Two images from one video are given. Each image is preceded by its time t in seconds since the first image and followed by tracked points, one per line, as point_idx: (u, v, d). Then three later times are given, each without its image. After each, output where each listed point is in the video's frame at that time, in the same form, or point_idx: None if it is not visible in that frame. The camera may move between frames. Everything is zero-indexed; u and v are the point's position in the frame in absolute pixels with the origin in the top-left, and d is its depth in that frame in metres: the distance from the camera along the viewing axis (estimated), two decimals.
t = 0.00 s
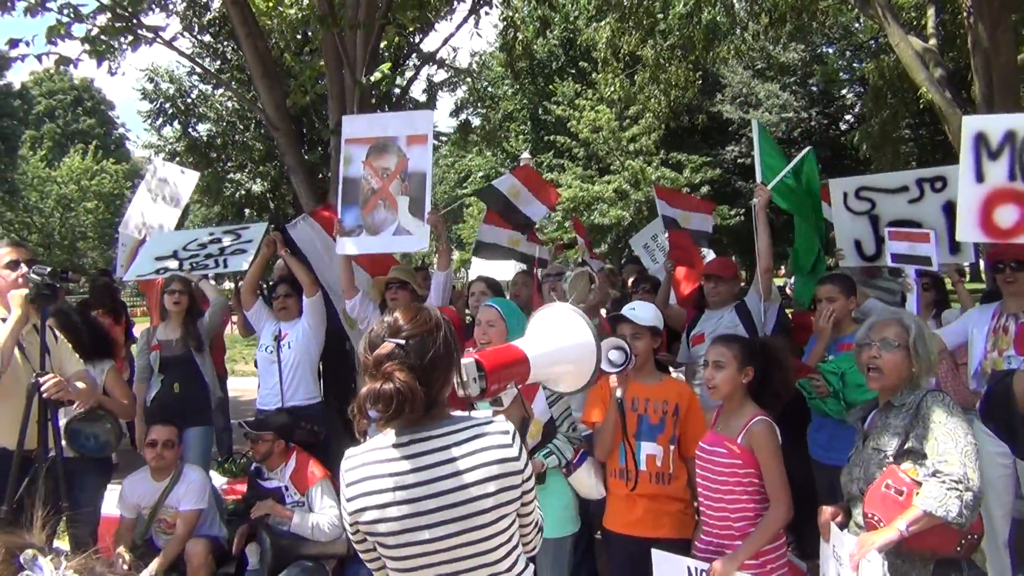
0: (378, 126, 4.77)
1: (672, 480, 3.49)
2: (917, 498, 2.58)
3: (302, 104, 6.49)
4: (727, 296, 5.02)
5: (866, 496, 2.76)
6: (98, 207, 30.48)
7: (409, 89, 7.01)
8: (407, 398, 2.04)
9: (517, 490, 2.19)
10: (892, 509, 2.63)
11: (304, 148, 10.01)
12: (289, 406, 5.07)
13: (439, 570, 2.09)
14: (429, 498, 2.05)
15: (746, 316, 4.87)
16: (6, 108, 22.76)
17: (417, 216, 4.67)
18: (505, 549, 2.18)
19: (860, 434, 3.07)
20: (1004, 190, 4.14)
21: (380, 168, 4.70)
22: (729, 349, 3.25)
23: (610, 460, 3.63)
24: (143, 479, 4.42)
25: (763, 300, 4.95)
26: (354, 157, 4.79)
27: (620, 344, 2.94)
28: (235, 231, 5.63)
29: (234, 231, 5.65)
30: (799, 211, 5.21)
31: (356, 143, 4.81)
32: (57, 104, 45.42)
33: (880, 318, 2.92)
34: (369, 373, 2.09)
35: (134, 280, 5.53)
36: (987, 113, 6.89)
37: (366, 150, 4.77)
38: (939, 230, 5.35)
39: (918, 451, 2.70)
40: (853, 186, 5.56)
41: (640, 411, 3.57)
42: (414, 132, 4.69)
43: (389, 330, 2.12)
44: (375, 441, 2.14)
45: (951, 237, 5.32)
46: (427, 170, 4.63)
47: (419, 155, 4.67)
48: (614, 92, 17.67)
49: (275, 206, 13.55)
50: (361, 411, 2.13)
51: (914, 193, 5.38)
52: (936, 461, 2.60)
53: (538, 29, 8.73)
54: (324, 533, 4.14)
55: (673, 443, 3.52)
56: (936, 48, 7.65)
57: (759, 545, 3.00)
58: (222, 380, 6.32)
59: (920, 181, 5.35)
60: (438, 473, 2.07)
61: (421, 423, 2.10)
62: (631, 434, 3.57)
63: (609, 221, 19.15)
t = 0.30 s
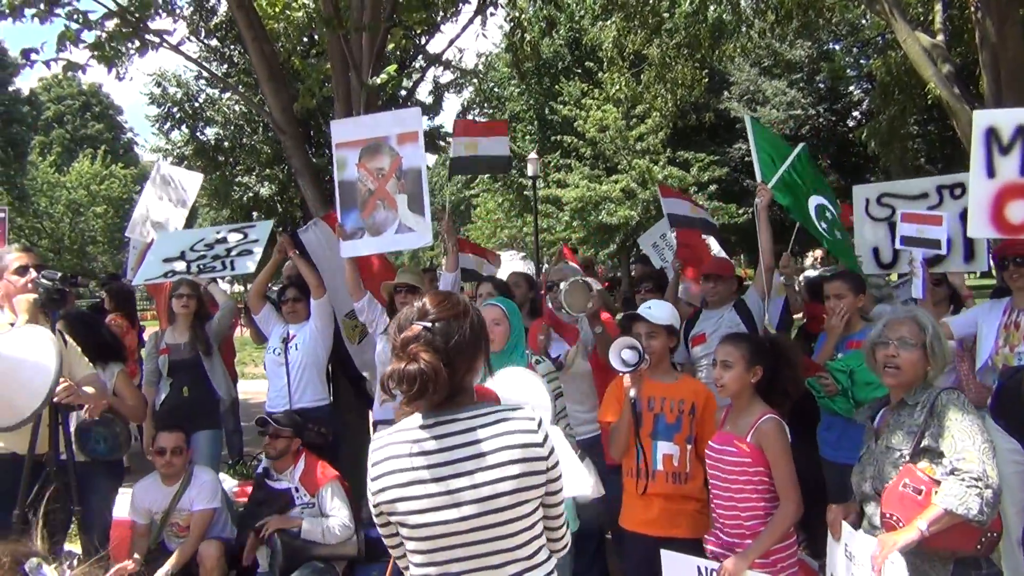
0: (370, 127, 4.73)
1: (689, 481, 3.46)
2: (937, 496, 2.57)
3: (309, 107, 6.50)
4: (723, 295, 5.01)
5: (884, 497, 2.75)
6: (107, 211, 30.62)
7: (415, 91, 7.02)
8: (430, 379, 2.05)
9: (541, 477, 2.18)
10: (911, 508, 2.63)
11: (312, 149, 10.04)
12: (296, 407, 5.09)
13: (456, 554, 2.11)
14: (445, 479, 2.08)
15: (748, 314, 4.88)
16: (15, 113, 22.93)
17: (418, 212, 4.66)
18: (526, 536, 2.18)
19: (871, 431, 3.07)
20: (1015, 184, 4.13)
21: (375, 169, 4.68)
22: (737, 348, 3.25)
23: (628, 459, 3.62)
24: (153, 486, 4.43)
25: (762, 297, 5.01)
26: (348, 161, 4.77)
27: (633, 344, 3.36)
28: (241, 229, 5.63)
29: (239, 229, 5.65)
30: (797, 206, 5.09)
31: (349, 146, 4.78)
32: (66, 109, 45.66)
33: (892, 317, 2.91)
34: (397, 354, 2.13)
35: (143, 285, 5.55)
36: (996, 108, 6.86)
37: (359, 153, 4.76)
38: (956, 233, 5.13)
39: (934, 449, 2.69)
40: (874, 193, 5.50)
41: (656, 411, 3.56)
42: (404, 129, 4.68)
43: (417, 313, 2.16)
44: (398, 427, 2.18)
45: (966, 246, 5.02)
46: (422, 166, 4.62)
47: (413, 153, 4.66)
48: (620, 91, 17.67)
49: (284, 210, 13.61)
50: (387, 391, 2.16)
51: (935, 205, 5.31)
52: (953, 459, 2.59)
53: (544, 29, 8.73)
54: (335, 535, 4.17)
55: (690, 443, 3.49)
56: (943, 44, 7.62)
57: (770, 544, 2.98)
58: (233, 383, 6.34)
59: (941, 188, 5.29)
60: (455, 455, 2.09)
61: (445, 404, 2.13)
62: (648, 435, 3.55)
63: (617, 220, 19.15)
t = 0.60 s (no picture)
0: (369, 127, 4.72)
1: (709, 480, 3.45)
2: (953, 493, 2.56)
3: (317, 109, 6.52)
4: (727, 294, 5.00)
5: (898, 496, 2.74)
6: (117, 215, 30.78)
7: (422, 92, 7.03)
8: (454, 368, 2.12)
9: (561, 474, 2.19)
10: (927, 507, 2.61)
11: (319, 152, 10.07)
12: (304, 410, 5.09)
13: (474, 548, 2.11)
14: (460, 473, 2.10)
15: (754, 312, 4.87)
16: (25, 119, 23.08)
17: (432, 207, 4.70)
18: (546, 533, 2.17)
19: (883, 429, 3.06)
20: None
21: (381, 169, 4.68)
22: (747, 347, 3.23)
23: (649, 459, 3.62)
24: (165, 489, 4.45)
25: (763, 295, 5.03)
26: (351, 162, 4.74)
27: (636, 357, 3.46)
28: (246, 226, 5.63)
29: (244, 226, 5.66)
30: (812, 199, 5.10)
31: (351, 148, 4.74)
32: (75, 114, 45.91)
33: (904, 315, 2.89)
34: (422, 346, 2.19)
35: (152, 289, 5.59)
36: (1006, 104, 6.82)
37: (361, 153, 4.73)
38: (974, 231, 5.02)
39: (948, 447, 2.68)
40: (891, 194, 5.45)
41: (676, 411, 3.55)
42: (405, 128, 4.73)
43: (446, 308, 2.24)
44: (421, 423, 2.22)
45: (987, 244, 4.92)
46: (428, 162, 4.69)
47: (416, 151, 4.72)
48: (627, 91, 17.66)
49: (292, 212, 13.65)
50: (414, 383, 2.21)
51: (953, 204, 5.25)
52: (968, 456, 2.58)
53: (550, 29, 8.72)
54: (347, 535, 4.20)
55: (711, 442, 3.47)
56: (952, 39, 7.58)
57: (784, 542, 2.98)
58: (243, 385, 6.36)
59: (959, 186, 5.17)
60: (473, 449, 2.12)
61: (468, 397, 2.18)
62: (668, 435, 3.55)
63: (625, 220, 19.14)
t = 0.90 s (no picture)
0: (377, 125, 4.70)
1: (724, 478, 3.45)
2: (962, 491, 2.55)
3: (322, 107, 6.52)
4: (737, 292, 5.00)
5: (909, 493, 2.75)
6: (123, 215, 30.86)
7: (428, 89, 7.02)
8: (467, 358, 2.13)
9: (570, 475, 2.18)
10: (937, 503, 2.61)
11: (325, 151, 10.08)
12: (314, 408, 5.10)
13: (483, 550, 2.12)
14: (469, 476, 2.11)
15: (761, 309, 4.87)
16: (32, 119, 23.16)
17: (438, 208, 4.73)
18: (554, 536, 2.17)
19: (893, 426, 3.05)
20: None
21: (389, 168, 4.69)
22: (756, 344, 3.22)
23: (667, 457, 3.62)
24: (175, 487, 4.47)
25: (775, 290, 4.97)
26: (358, 160, 4.72)
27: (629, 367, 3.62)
28: (251, 223, 5.62)
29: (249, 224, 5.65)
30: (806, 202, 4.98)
31: (358, 146, 4.71)
32: (81, 114, 46.05)
33: (912, 311, 2.88)
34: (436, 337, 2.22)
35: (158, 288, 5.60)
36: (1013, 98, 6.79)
37: (368, 151, 4.72)
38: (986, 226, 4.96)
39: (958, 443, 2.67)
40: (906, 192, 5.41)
41: (692, 408, 3.54)
42: (414, 125, 4.69)
43: (463, 305, 2.27)
44: (434, 421, 2.24)
45: (1000, 237, 4.84)
46: (436, 163, 4.70)
47: (425, 150, 4.70)
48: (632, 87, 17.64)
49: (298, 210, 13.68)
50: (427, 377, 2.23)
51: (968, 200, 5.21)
52: (978, 453, 2.56)
53: (555, 26, 8.71)
54: (355, 532, 4.21)
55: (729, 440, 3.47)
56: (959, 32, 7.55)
57: (794, 538, 2.98)
58: (251, 383, 6.38)
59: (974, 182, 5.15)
60: (482, 450, 2.12)
61: (480, 391, 2.18)
62: (686, 432, 3.55)
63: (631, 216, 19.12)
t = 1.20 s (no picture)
0: (380, 125, 4.71)
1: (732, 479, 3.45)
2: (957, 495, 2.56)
3: (327, 107, 6.52)
4: (746, 291, 5.03)
5: (909, 496, 2.78)
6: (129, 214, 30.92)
7: (432, 89, 7.03)
8: (497, 346, 2.15)
9: (592, 476, 2.18)
10: (933, 507, 2.64)
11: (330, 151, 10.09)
12: (319, 406, 5.09)
13: (504, 549, 2.13)
14: (490, 476, 2.11)
15: (767, 308, 4.86)
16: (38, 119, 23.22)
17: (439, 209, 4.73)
18: (575, 535, 2.17)
19: (897, 427, 3.04)
20: None
21: (391, 169, 4.69)
22: (760, 344, 3.22)
23: (676, 457, 3.63)
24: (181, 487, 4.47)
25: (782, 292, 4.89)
26: (360, 161, 4.73)
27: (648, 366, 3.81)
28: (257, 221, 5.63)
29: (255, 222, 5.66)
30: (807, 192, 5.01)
31: (362, 146, 4.74)
32: (86, 113, 46.21)
33: (914, 311, 2.88)
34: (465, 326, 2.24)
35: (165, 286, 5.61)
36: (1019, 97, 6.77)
37: (371, 152, 4.72)
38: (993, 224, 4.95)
39: (958, 446, 2.67)
40: (915, 189, 5.37)
41: (701, 409, 3.54)
42: (415, 125, 4.70)
43: (496, 301, 2.29)
44: (460, 416, 2.24)
45: (1008, 235, 4.83)
46: (437, 162, 4.69)
47: (427, 150, 4.70)
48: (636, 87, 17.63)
49: (303, 210, 13.69)
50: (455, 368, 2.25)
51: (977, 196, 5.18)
52: (975, 457, 2.56)
53: (560, 25, 8.71)
54: (358, 531, 4.21)
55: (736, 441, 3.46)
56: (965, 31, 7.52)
57: (798, 538, 2.99)
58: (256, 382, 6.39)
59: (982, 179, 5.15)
60: (511, 447, 2.12)
61: (504, 384, 2.19)
62: (695, 433, 3.55)
63: (635, 216, 19.11)
